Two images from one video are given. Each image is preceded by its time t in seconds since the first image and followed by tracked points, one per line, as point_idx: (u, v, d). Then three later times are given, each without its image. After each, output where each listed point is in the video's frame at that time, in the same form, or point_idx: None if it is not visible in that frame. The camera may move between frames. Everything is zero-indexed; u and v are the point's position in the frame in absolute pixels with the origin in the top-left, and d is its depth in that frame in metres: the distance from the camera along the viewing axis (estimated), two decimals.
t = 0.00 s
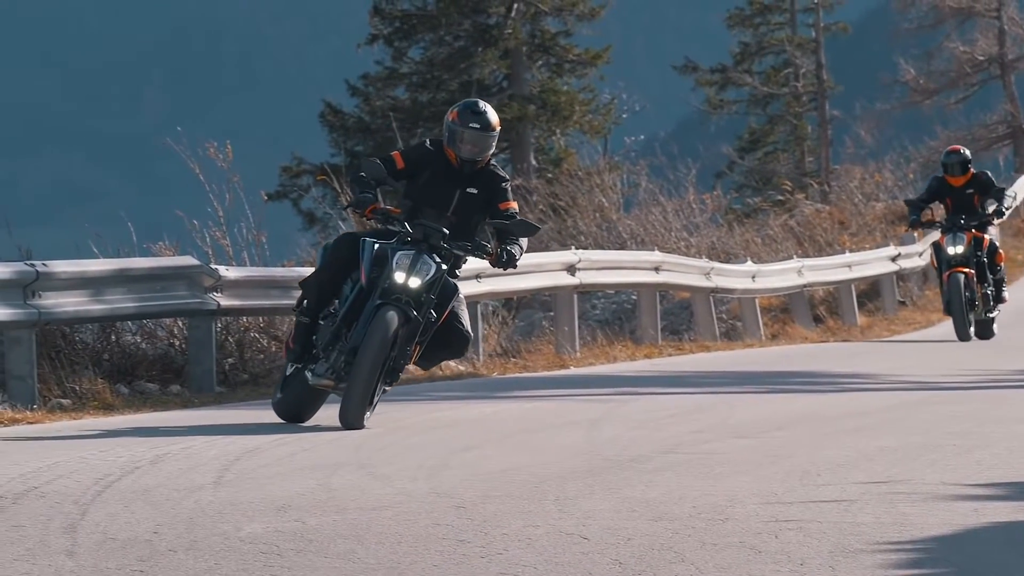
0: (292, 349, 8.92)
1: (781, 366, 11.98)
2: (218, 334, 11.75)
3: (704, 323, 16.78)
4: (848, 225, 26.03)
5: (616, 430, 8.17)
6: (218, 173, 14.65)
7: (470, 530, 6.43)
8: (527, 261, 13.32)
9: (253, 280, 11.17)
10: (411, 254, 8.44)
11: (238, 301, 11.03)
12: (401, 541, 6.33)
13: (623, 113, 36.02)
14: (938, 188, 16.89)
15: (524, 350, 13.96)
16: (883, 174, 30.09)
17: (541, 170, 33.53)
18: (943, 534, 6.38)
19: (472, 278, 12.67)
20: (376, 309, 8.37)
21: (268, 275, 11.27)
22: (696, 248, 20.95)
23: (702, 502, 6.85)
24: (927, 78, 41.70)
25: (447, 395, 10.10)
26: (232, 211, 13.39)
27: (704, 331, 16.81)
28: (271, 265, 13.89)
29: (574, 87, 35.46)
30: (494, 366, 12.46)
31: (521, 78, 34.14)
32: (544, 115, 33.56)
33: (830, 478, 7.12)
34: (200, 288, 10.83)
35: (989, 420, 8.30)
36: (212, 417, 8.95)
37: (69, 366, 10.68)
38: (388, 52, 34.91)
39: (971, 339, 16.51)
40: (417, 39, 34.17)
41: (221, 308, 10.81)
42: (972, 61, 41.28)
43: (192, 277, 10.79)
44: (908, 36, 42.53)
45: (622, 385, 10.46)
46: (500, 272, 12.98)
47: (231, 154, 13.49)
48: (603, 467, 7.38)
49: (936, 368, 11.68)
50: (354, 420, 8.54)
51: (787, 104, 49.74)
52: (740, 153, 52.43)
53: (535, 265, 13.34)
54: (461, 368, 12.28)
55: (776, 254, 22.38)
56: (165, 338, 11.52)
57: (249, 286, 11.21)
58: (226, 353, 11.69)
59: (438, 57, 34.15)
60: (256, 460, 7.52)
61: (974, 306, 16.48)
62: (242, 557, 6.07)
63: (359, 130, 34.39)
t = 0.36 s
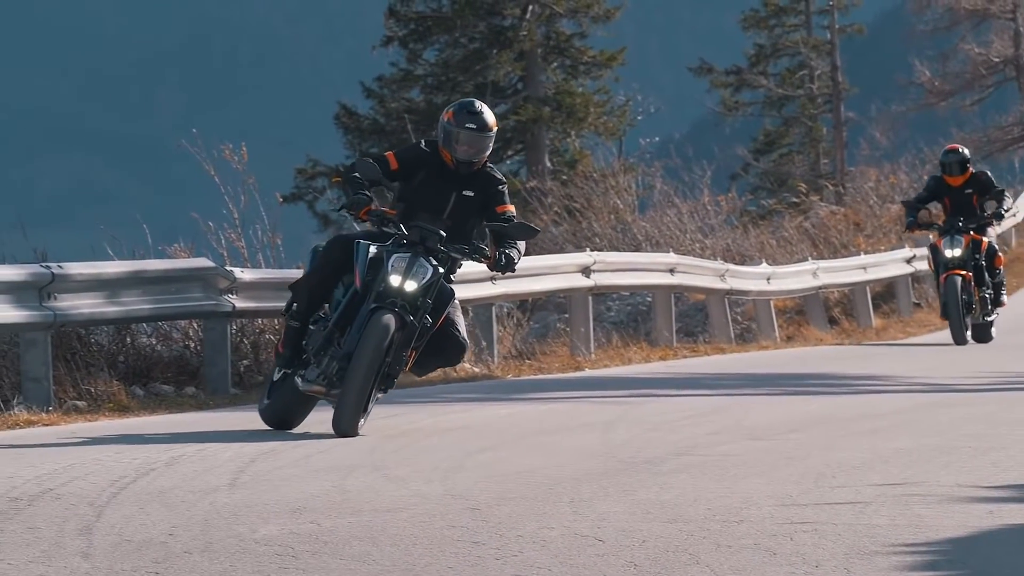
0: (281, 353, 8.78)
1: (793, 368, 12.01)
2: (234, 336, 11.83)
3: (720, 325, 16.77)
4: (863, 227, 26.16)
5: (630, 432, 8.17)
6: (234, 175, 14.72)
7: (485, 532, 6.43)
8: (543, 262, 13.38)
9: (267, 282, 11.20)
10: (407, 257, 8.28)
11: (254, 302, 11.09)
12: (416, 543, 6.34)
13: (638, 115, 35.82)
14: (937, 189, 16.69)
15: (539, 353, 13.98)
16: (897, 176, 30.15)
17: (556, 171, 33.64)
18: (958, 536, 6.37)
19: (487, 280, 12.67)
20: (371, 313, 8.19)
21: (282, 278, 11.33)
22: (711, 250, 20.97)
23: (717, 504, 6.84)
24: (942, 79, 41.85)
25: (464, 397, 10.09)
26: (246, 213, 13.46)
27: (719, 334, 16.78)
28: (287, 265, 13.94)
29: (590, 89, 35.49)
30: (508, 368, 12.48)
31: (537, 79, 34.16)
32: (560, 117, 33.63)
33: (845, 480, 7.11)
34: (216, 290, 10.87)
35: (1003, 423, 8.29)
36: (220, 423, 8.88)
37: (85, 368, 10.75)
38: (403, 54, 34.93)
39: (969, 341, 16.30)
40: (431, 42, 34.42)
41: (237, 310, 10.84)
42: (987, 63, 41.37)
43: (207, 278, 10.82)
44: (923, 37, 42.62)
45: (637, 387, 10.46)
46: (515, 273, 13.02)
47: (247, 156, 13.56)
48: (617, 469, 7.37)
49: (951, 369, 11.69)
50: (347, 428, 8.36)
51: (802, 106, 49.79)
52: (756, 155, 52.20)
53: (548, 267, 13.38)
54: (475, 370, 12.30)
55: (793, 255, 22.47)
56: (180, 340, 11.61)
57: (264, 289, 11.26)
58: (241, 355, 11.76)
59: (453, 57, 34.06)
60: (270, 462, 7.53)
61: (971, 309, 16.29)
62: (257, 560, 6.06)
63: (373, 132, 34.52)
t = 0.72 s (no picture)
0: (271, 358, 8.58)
1: (807, 369, 12.02)
2: (249, 338, 11.87)
3: (734, 327, 16.79)
4: (878, 229, 26.14)
5: (644, 434, 8.17)
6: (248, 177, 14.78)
7: (500, 534, 6.43)
8: (558, 264, 13.41)
9: (281, 284, 11.16)
10: (405, 259, 8.05)
11: (268, 304, 11.09)
12: (430, 544, 6.33)
13: (652, 117, 35.87)
14: (933, 189, 16.59)
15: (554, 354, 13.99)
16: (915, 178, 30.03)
17: (570, 173, 33.59)
18: (973, 538, 6.35)
19: (502, 282, 12.70)
20: (367, 316, 7.98)
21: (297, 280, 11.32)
22: (725, 251, 20.98)
23: (731, 505, 6.84)
24: (956, 80, 41.61)
25: (478, 398, 10.09)
26: (261, 214, 13.53)
27: (733, 336, 16.81)
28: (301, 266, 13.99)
29: (603, 91, 35.27)
30: (523, 369, 12.51)
31: (551, 82, 33.97)
32: (573, 119, 33.56)
33: (859, 482, 7.11)
34: (230, 291, 10.89)
35: (1019, 425, 8.28)
36: (225, 425, 8.80)
37: (99, 369, 10.81)
38: (417, 55, 34.79)
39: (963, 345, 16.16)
40: (446, 43, 34.21)
41: (250, 311, 10.86)
42: (1001, 64, 41.19)
43: (221, 279, 10.82)
44: (937, 38, 42.49)
45: (651, 388, 10.47)
46: (531, 274, 13.07)
47: (261, 157, 13.65)
48: (632, 470, 7.38)
49: (966, 371, 11.67)
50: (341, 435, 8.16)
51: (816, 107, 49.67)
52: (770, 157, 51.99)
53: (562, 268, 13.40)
54: (490, 372, 12.33)
55: (807, 256, 22.57)
56: (194, 341, 11.62)
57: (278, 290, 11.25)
58: (255, 356, 11.78)
59: (467, 60, 33.95)
60: (284, 464, 7.54)
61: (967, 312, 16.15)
62: (272, 561, 6.06)
63: (387, 133, 34.51)
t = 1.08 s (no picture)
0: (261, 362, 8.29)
1: (821, 370, 12.03)
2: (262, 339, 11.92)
3: (748, 327, 16.81)
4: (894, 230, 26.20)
5: (657, 435, 8.17)
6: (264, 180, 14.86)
7: (514, 535, 6.42)
8: (571, 265, 13.42)
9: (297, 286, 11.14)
10: (402, 262, 7.79)
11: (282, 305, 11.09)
12: (445, 545, 6.33)
13: (667, 118, 35.55)
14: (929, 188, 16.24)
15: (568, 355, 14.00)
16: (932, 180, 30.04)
17: (584, 174, 33.58)
18: (988, 540, 6.34)
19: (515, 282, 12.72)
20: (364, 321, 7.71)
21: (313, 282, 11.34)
22: (739, 252, 21.00)
23: (745, 507, 6.83)
24: (971, 82, 41.67)
25: (493, 400, 10.07)
26: (275, 216, 13.60)
27: (748, 337, 16.82)
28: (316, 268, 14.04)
29: (617, 92, 35.16)
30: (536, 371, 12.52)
31: (564, 83, 33.74)
32: (588, 119, 33.41)
33: (874, 483, 7.11)
34: (245, 292, 10.91)
35: None
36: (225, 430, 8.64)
37: (114, 371, 10.88)
38: (431, 56, 34.58)
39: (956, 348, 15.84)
40: (461, 44, 33.98)
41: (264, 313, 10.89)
42: (1016, 65, 41.15)
43: (236, 281, 10.86)
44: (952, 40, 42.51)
45: (665, 390, 10.48)
46: (544, 275, 13.10)
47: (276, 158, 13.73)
48: (646, 472, 7.37)
49: (980, 373, 11.67)
50: (335, 442, 7.89)
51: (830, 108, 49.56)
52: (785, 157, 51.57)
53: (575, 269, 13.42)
54: (503, 373, 12.34)
55: (821, 257, 22.61)
56: (209, 342, 11.66)
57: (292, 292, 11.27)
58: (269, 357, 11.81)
59: (481, 61, 33.67)
60: (296, 466, 7.53)
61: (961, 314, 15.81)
62: (286, 562, 6.06)
63: (402, 135, 34.50)
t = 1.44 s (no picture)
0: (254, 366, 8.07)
1: (834, 371, 12.06)
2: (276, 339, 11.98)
3: (762, 329, 16.85)
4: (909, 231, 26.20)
5: (671, 435, 8.18)
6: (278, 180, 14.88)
7: (528, 536, 6.41)
8: (586, 266, 13.48)
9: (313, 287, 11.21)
10: (402, 263, 7.58)
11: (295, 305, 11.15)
12: (460, 545, 6.32)
13: (681, 119, 35.13)
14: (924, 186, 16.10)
15: (582, 356, 14.02)
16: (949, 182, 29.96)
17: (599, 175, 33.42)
18: (1003, 540, 6.32)
19: (530, 283, 12.79)
20: (362, 324, 7.51)
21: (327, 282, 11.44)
22: (754, 253, 21.03)
23: (760, 508, 6.82)
24: (984, 83, 41.69)
25: (507, 400, 10.09)
26: (289, 218, 13.61)
27: (762, 338, 16.87)
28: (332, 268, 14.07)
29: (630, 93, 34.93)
30: (550, 371, 12.56)
31: (579, 84, 33.75)
32: (602, 119, 33.35)
33: (888, 484, 7.10)
34: (259, 293, 11.09)
35: None
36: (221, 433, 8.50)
37: (128, 371, 10.92)
38: (446, 57, 34.39)
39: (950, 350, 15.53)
40: (475, 45, 33.86)
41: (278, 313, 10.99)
42: None
43: (250, 281, 11.02)
44: (966, 41, 42.51)
45: (679, 390, 10.49)
46: (559, 276, 13.17)
47: (289, 159, 13.74)
48: (660, 473, 7.37)
49: (995, 373, 11.68)
50: (331, 450, 7.68)
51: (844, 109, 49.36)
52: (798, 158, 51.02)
53: (589, 269, 13.50)
54: (517, 374, 12.37)
55: (836, 258, 22.69)
56: (223, 342, 11.66)
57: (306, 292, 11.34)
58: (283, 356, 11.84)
59: (496, 62, 33.47)
60: (310, 468, 7.55)
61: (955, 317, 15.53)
62: (302, 563, 6.05)
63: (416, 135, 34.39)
